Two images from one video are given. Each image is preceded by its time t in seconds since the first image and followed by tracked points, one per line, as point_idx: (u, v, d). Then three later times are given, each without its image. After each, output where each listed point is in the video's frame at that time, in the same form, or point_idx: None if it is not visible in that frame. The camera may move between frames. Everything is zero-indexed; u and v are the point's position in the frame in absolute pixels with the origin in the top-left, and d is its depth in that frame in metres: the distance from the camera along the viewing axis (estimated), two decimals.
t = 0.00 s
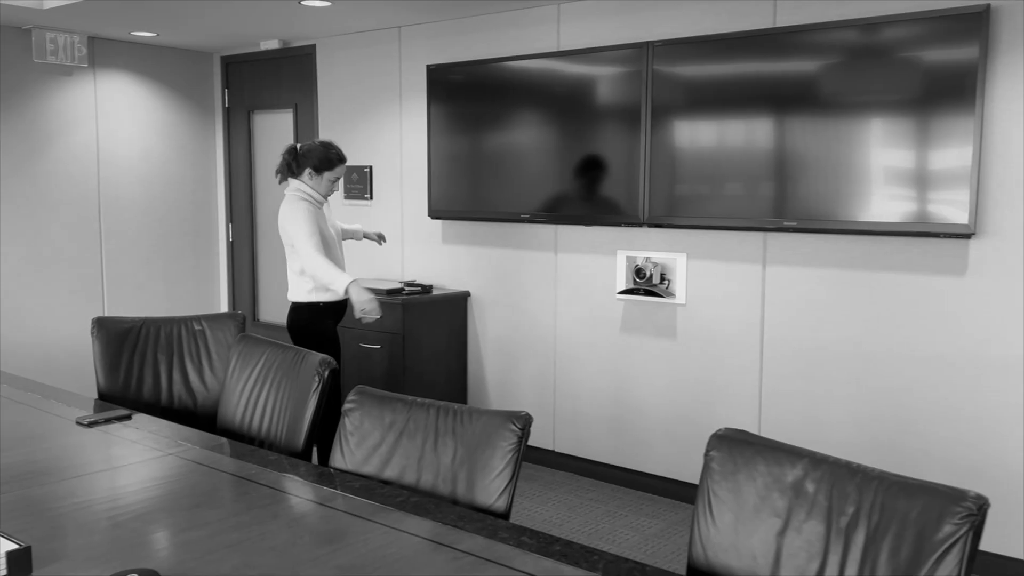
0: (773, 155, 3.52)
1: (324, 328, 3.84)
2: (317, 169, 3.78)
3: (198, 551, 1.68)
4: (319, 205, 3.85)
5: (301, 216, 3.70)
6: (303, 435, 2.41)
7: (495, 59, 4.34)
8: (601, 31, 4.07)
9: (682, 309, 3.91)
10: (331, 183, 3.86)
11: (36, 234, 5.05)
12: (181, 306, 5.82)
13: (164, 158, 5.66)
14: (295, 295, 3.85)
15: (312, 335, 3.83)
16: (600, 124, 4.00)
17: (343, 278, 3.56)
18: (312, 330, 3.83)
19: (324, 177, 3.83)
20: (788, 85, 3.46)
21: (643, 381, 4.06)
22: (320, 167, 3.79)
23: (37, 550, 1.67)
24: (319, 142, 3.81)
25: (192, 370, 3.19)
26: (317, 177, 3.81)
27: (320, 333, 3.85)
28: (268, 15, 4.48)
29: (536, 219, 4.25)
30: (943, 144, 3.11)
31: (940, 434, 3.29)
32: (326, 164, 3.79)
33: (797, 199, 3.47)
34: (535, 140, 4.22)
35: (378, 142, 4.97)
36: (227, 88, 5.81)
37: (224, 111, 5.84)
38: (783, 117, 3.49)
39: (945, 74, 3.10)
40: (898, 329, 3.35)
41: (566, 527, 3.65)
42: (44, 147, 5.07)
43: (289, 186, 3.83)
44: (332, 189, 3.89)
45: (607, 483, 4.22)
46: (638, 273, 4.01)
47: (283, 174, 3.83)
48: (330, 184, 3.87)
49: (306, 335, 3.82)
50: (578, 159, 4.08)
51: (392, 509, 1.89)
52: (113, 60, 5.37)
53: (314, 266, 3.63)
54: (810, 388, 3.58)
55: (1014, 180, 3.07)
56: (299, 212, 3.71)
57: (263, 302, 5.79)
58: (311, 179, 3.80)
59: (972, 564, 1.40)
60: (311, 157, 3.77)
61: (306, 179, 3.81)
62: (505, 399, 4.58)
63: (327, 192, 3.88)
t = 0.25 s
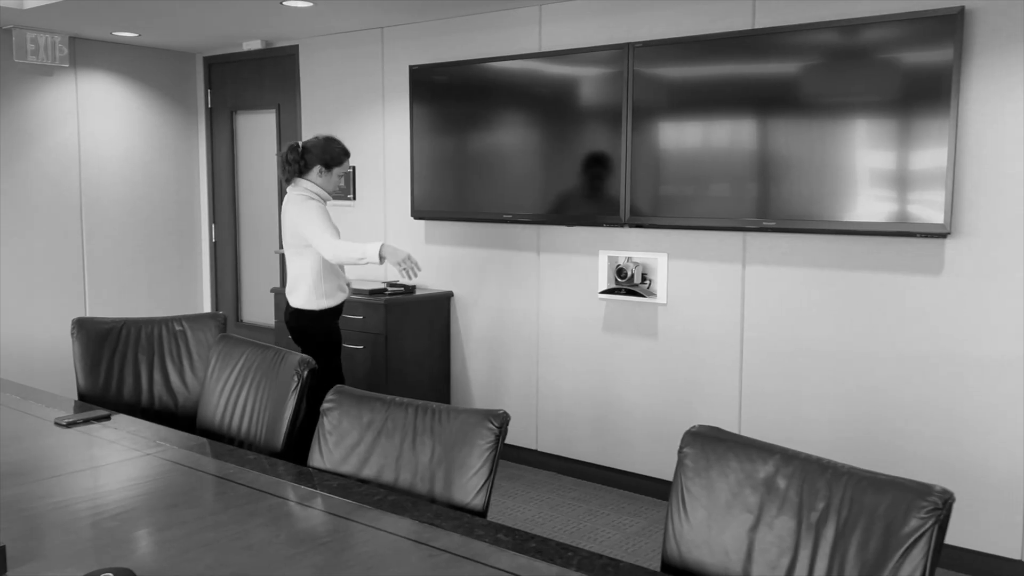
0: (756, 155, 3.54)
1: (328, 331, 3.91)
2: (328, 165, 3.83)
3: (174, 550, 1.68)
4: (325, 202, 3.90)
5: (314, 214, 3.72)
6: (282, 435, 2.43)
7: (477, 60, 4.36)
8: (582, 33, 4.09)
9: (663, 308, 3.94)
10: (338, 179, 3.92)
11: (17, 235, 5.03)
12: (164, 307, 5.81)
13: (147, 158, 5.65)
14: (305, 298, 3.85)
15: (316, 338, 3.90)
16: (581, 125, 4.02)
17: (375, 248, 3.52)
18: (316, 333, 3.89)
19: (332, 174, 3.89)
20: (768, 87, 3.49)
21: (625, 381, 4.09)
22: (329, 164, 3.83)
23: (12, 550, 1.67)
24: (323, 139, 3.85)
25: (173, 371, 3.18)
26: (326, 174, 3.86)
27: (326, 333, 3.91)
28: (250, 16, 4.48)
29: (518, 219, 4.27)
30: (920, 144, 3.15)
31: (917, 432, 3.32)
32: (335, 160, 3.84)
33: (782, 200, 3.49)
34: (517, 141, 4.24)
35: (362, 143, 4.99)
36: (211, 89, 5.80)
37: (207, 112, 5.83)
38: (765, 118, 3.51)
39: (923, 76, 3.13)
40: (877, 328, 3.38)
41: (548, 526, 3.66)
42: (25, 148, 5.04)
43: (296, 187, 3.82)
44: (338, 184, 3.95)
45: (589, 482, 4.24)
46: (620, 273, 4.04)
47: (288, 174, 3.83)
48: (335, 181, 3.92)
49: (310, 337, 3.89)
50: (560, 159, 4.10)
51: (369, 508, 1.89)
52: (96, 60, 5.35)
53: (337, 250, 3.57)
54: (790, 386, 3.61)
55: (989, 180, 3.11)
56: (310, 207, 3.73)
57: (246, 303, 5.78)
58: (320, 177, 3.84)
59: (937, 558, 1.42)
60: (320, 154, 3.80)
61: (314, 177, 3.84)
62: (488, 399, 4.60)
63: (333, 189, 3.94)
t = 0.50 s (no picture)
0: (742, 156, 3.56)
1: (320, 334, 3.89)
2: (333, 165, 3.83)
3: (155, 553, 1.67)
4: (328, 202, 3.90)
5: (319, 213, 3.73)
6: (267, 436, 2.43)
7: (462, 61, 4.36)
8: (567, 34, 4.10)
9: (648, 308, 3.96)
10: (341, 180, 3.91)
11: None
12: (148, 308, 5.78)
13: (130, 159, 5.62)
14: (305, 299, 3.85)
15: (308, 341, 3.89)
16: (566, 126, 4.03)
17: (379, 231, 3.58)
18: (307, 335, 3.88)
19: (336, 175, 3.88)
20: (752, 88, 3.51)
21: (610, 381, 4.10)
22: (334, 164, 3.83)
23: None
24: (327, 140, 3.84)
25: (156, 373, 3.16)
26: (331, 175, 3.86)
27: (314, 339, 3.87)
28: (234, 16, 4.46)
29: (504, 221, 4.27)
30: (903, 145, 3.17)
31: (900, 431, 3.35)
32: (339, 161, 3.84)
33: (769, 201, 3.50)
34: (503, 142, 4.25)
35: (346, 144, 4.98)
36: (194, 89, 5.77)
37: (191, 112, 5.80)
38: (750, 119, 3.53)
39: (906, 77, 3.15)
40: (860, 328, 3.41)
41: (534, 527, 3.66)
42: (6, 149, 5.00)
43: (299, 187, 3.82)
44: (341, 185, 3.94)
45: (575, 482, 4.25)
46: (606, 274, 4.05)
47: (291, 175, 3.82)
48: (338, 182, 3.92)
49: (301, 339, 3.88)
50: (545, 159, 4.11)
51: (352, 509, 1.89)
52: (78, 60, 5.31)
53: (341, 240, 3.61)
54: (774, 386, 3.63)
55: (969, 181, 3.14)
56: (314, 206, 3.74)
57: (230, 304, 5.76)
58: (325, 178, 3.83)
59: (916, 556, 1.44)
60: (326, 154, 3.80)
61: (319, 178, 3.83)
62: (474, 400, 4.60)
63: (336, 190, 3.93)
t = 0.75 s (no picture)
0: (724, 158, 3.58)
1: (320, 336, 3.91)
2: (337, 164, 3.89)
3: (138, 558, 1.66)
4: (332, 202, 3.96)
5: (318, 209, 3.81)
6: (249, 440, 2.42)
7: (445, 62, 4.35)
8: (550, 35, 4.11)
9: (631, 309, 3.97)
10: (347, 179, 3.97)
11: None
12: (129, 311, 5.73)
13: (110, 160, 5.57)
14: (303, 297, 3.88)
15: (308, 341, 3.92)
16: (549, 127, 4.04)
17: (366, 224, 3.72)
18: (307, 336, 3.91)
19: (342, 174, 3.94)
20: (733, 90, 3.53)
21: (593, 382, 4.11)
22: (338, 163, 3.90)
23: None
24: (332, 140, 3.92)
25: (138, 375, 3.14)
26: (335, 174, 3.92)
27: (313, 341, 3.91)
28: (216, 17, 4.44)
29: (487, 222, 4.27)
30: (885, 146, 3.20)
31: (881, 429, 3.38)
32: (344, 160, 3.91)
33: (750, 202, 3.52)
34: (486, 143, 4.25)
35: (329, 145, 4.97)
36: (175, 90, 5.73)
37: (171, 113, 5.76)
38: (732, 120, 3.55)
39: (886, 79, 3.18)
40: (841, 328, 3.43)
41: (518, 528, 3.66)
42: None
43: (305, 186, 3.90)
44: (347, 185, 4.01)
45: (559, 483, 4.26)
46: (589, 275, 4.03)
47: (296, 173, 3.90)
48: (344, 182, 3.98)
49: (302, 339, 3.91)
50: (529, 161, 4.11)
51: (336, 513, 1.88)
52: (57, 60, 5.26)
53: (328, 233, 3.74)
54: (757, 386, 3.66)
55: (947, 181, 3.17)
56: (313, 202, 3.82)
57: (212, 306, 5.73)
58: (330, 176, 3.90)
59: (897, 555, 1.45)
60: (329, 153, 3.88)
61: (324, 176, 3.91)
62: (457, 401, 4.60)
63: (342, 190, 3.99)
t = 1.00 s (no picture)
0: (707, 159, 3.59)
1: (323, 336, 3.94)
2: (342, 168, 3.86)
3: (120, 563, 1.65)
4: (341, 206, 3.92)
5: (317, 215, 3.80)
6: (233, 443, 2.40)
7: (428, 63, 4.35)
8: (533, 36, 4.10)
9: (616, 310, 3.98)
10: (355, 182, 3.93)
11: None
12: (110, 313, 5.68)
13: (91, 161, 5.52)
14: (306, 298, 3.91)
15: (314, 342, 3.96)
16: (534, 128, 4.04)
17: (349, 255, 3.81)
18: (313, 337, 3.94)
19: (349, 176, 3.90)
20: (717, 91, 3.55)
21: (578, 382, 4.12)
22: (344, 166, 3.87)
23: None
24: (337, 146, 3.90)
25: (119, 378, 3.11)
26: (341, 178, 3.89)
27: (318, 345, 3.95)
28: (198, 17, 4.41)
29: (472, 223, 4.27)
30: (868, 148, 3.22)
31: (865, 429, 3.40)
32: (349, 162, 3.87)
33: (733, 204, 3.54)
34: (470, 144, 4.24)
35: (312, 146, 4.95)
36: (157, 90, 5.69)
37: (153, 113, 5.72)
38: (715, 121, 3.56)
39: (868, 81, 3.20)
40: (825, 328, 3.45)
41: (503, 530, 3.66)
42: None
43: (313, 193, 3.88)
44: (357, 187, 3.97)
45: (544, 483, 4.26)
46: (573, 276, 4.06)
47: (303, 181, 3.90)
48: (353, 185, 3.94)
49: (310, 339, 3.95)
50: (513, 162, 4.11)
51: (321, 516, 1.87)
52: (36, 60, 5.21)
53: (314, 250, 3.79)
54: (740, 386, 3.67)
55: (929, 183, 3.20)
56: (315, 207, 3.81)
57: (195, 308, 5.69)
58: (337, 180, 3.87)
59: (881, 555, 1.46)
60: (332, 157, 3.84)
61: (331, 181, 3.88)
62: (442, 402, 4.59)
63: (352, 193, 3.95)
